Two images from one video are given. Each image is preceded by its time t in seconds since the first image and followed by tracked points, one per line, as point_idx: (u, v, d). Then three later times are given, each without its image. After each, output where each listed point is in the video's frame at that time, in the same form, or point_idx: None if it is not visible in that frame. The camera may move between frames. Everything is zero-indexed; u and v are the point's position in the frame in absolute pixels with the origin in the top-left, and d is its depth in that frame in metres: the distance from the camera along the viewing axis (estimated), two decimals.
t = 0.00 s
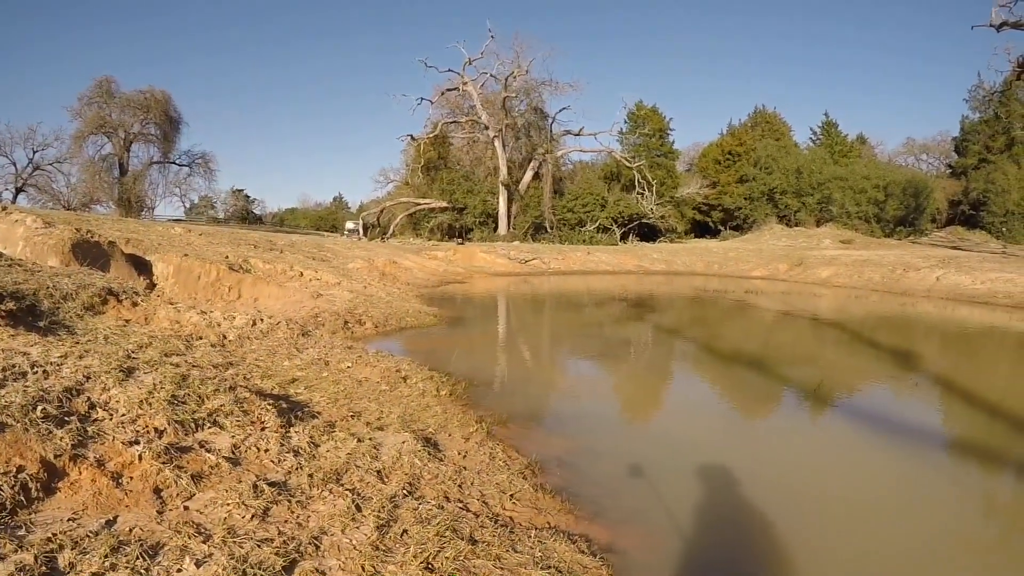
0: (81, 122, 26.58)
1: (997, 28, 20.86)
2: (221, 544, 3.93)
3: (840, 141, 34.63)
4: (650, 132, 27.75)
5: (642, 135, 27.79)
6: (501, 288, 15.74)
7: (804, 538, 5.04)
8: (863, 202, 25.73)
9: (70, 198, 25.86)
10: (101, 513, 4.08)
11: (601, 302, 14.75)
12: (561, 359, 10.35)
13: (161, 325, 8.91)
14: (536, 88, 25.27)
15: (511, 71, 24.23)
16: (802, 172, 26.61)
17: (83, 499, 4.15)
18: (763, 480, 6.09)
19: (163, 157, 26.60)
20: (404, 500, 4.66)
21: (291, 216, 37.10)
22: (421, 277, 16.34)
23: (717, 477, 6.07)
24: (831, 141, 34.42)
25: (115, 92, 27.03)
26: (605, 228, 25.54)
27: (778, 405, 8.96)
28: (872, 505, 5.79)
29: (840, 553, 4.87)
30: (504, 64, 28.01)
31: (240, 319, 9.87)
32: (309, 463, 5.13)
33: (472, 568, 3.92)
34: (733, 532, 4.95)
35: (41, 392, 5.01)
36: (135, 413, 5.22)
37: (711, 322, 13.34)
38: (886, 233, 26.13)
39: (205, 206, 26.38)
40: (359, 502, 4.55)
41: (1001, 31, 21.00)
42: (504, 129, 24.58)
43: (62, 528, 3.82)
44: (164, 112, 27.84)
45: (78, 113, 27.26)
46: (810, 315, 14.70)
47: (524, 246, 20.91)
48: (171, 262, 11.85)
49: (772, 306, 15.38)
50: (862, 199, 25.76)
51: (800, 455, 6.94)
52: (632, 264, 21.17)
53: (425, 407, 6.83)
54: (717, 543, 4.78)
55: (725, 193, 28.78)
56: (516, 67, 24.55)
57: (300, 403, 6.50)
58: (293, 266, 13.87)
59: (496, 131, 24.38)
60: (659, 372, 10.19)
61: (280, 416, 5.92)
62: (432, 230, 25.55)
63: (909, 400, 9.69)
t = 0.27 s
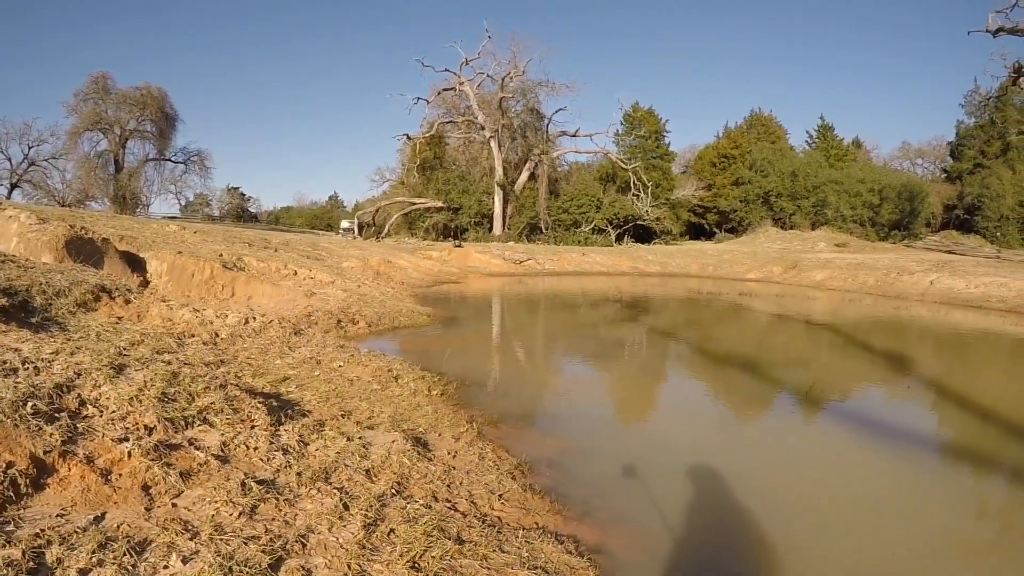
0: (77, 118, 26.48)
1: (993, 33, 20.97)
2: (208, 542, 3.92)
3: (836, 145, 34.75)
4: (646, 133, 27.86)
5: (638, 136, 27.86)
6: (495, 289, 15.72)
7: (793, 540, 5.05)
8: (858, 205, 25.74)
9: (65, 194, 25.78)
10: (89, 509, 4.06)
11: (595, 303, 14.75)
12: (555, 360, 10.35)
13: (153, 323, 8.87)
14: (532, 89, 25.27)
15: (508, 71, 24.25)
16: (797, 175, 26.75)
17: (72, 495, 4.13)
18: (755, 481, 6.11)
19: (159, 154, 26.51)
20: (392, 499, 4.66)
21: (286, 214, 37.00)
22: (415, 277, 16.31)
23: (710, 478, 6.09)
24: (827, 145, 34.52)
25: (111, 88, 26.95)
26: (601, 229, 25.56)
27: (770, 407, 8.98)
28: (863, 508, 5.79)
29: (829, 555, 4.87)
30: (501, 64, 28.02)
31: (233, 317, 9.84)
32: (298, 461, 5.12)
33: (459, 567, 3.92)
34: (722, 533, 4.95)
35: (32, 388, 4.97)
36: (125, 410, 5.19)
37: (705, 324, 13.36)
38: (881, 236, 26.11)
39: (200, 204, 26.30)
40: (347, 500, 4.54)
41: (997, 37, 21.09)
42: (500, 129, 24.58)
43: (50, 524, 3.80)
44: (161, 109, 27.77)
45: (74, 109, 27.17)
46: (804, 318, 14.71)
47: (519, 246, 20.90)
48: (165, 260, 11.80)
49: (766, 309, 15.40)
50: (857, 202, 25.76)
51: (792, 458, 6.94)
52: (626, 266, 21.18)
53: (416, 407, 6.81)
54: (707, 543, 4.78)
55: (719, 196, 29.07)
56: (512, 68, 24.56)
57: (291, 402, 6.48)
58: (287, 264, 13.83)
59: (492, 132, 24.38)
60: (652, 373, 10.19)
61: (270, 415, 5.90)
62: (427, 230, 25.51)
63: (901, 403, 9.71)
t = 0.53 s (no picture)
0: (72, 121, 26.43)
1: (987, 31, 21.06)
2: (204, 544, 3.91)
3: (831, 143, 34.86)
4: (642, 133, 27.89)
5: (633, 136, 27.93)
6: (492, 290, 15.72)
7: (790, 539, 5.05)
8: (854, 203, 25.70)
9: (60, 198, 25.73)
10: (85, 512, 4.05)
11: (592, 303, 14.76)
12: (552, 360, 10.36)
13: (149, 326, 8.85)
14: (527, 89, 25.28)
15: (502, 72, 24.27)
16: (792, 174, 26.81)
17: (67, 499, 4.12)
18: (754, 481, 6.12)
19: (154, 157, 26.46)
20: (387, 500, 4.65)
21: (282, 216, 36.97)
22: (411, 278, 16.30)
23: (708, 478, 6.09)
24: (822, 143, 34.59)
25: (106, 91, 26.92)
26: (596, 229, 25.60)
27: (768, 406, 8.99)
28: (861, 507, 5.79)
29: (826, 555, 4.87)
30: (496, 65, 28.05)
31: (228, 319, 9.83)
32: (293, 463, 5.11)
33: (453, 568, 3.92)
34: (718, 533, 4.95)
35: (27, 393, 4.95)
36: (120, 413, 5.18)
37: (702, 323, 13.37)
38: (876, 234, 26.14)
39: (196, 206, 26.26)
40: (342, 502, 4.54)
41: (991, 35, 21.19)
42: (495, 129, 24.60)
43: (46, 528, 3.79)
44: (156, 112, 27.74)
45: (69, 113, 27.12)
46: (800, 316, 14.73)
47: (515, 247, 20.91)
48: (160, 263, 11.78)
49: (762, 307, 15.42)
50: (853, 200, 25.72)
51: (790, 457, 6.94)
52: (622, 265, 21.21)
53: (412, 408, 6.82)
54: (703, 543, 4.78)
55: (715, 195, 29.19)
56: (507, 68, 24.58)
57: (286, 404, 6.48)
58: (283, 266, 13.82)
59: (487, 132, 24.41)
60: (650, 373, 10.20)
61: (265, 417, 5.90)
62: (422, 231, 25.39)
63: (899, 401, 9.72)
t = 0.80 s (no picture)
0: (66, 127, 26.37)
1: (980, 27, 21.14)
2: (199, 547, 3.90)
3: (825, 141, 34.93)
4: (636, 132, 27.89)
5: (628, 135, 27.95)
6: (488, 291, 15.72)
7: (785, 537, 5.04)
8: (848, 200, 25.73)
9: (55, 203, 25.66)
10: (82, 517, 4.04)
11: (588, 303, 14.76)
12: (549, 360, 10.36)
13: (144, 331, 8.82)
14: (521, 90, 25.27)
15: (496, 73, 24.28)
16: (787, 171, 26.85)
17: (63, 504, 4.10)
18: (752, 480, 6.10)
19: (149, 162, 26.41)
20: (382, 502, 4.65)
21: (278, 220, 36.91)
22: (407, 280, 16.28)
23: (706, 477, 6.08)
24: (816, 141, 34.64)
25: (100, 96, 26.86)
26: (592, 229, 25.64)
27: (765, 404, 8.99)
28: (860, 505, 5.77)
29: (822, 553, 4.85)
30: (489, 66, 28.07)
31: (224, 324, 9.81)
32: (288, 466, 5.11)
33: (448, 568, 3.91)
34: (714, 531, 4.94)
35: (23, 399, 4.93)
36: (116, 419, 5.16)
37: (698, 322, 13.38)
38: (872, 230, 26.18)
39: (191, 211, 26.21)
40: (337, 504, 4.53)
41: (984, 30, 21.25)
42: (489, 130, 24.60)
43: (43, 533, 3.78)
44: (150, 116, 27.68)
45: (63, 118, 27.05)
46: (796, 314, 14.74)
47: (511, 247, 20.90)
48: (155, 268, 11.74)
49: (758, 305, 15.44)
50: (847, 197, 25.75)
51: (788, 455, 6.93)
52: (618, 265, 21.22)
53: (407, 410, 6.81)
54: (699, 542, 4.77)
55: (710, 193, 29.18)
56: (501, 69, 24.58)
57: (282, 407, 6.47)
58: (278, 270, 13.80)
59: (482, 133, 24.40)
60: (647, 372, 10.20)
61: (260, 420, 5.89)
62: (418, 233, 25.66)
63: (896, 398, 9.72)
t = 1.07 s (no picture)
0: (58, 132, 26.25)
1: (970, 24, 21.23)
2: (193, 550, 3.89)
3: (817, 138, 35.01)
4: (629, 132, 27.89)
5: (620, 135, 27.89)
6: (482, 291, 15.72)
7: (781, 535, 5.04)
8: (841, 197, 25.94)
9: (47, 209, 25.54)
10: (76, 523, 4.01)
11: (582, 302, 14.77)
12: (544, 360, 10.37)
13: (138, 336, 8.79)
14: (514, 90, 25.27)
15: (488, 73, 24.27)
16: (780, 169, 26.95)
17: (58, 509, 4.08)
18: (748, 479, 6.10)
19: (141, 166, 26.30)
20: (375, 504, 4.64)
21: (271, 223, 36.81)
22: (401, 282, 16.27)
23: (702, 476, 6.08)
24: (808, 138, 34.74)
25: (92, 100, 26.75)
26: (585, 229, 25.67)
27: (760, 402, 9.01)
28: (858, 503, 5.75)
29: (818, 551, 4.86)
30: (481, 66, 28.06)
31: (217, 328, 9.78)
32: (281, 469, 5.10)
33: (440, 569, 3.90)
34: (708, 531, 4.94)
35: (16, 405, 4.91)
36: (110, 424, 5.13)
37: (693, 320, 13.40)
38: (865, 227, 26.28)
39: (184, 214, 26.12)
40: (330, 506, 4.52)
41: (975, 27, 21.34)
42: (482, 131, 24.59)
43: (38, 538, 3.76)
44: (142, 120, 27.59)
45: (55, 123, 26.93)
46: (790, 311, 14.79)
47: (505, 248, 20.91)
48: (149, 272, 11.70)
49: (752, 303, 15.47)
50: (840, 194, 25.98)
51: (785, 454, 6.93)
52: (611, 264, 21.23)
53: (401, 411, 6.80)
54: (693, 541, 4.77)
55: (702, 192, 29.16)
56: (493, 69, 24.57)
57: (275, 411, 6.45)
58: (271, 273, 13.77)
59: (474, 134, 24.38)
60: (642, 371, 10.21)
61: (253, 424, 5.88)
62: (411, 234, 25.60)
63: (892, 394, 9.74)
